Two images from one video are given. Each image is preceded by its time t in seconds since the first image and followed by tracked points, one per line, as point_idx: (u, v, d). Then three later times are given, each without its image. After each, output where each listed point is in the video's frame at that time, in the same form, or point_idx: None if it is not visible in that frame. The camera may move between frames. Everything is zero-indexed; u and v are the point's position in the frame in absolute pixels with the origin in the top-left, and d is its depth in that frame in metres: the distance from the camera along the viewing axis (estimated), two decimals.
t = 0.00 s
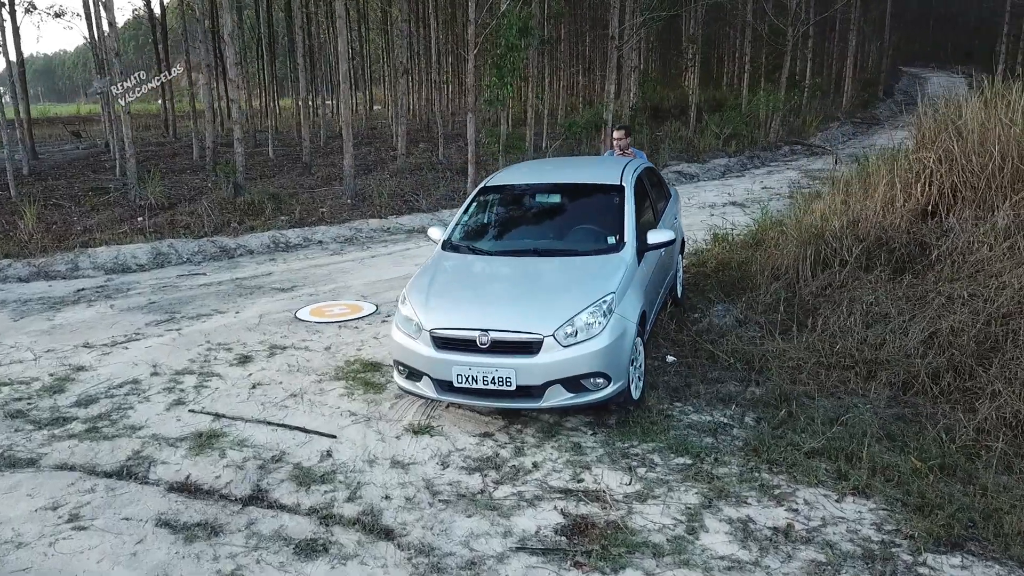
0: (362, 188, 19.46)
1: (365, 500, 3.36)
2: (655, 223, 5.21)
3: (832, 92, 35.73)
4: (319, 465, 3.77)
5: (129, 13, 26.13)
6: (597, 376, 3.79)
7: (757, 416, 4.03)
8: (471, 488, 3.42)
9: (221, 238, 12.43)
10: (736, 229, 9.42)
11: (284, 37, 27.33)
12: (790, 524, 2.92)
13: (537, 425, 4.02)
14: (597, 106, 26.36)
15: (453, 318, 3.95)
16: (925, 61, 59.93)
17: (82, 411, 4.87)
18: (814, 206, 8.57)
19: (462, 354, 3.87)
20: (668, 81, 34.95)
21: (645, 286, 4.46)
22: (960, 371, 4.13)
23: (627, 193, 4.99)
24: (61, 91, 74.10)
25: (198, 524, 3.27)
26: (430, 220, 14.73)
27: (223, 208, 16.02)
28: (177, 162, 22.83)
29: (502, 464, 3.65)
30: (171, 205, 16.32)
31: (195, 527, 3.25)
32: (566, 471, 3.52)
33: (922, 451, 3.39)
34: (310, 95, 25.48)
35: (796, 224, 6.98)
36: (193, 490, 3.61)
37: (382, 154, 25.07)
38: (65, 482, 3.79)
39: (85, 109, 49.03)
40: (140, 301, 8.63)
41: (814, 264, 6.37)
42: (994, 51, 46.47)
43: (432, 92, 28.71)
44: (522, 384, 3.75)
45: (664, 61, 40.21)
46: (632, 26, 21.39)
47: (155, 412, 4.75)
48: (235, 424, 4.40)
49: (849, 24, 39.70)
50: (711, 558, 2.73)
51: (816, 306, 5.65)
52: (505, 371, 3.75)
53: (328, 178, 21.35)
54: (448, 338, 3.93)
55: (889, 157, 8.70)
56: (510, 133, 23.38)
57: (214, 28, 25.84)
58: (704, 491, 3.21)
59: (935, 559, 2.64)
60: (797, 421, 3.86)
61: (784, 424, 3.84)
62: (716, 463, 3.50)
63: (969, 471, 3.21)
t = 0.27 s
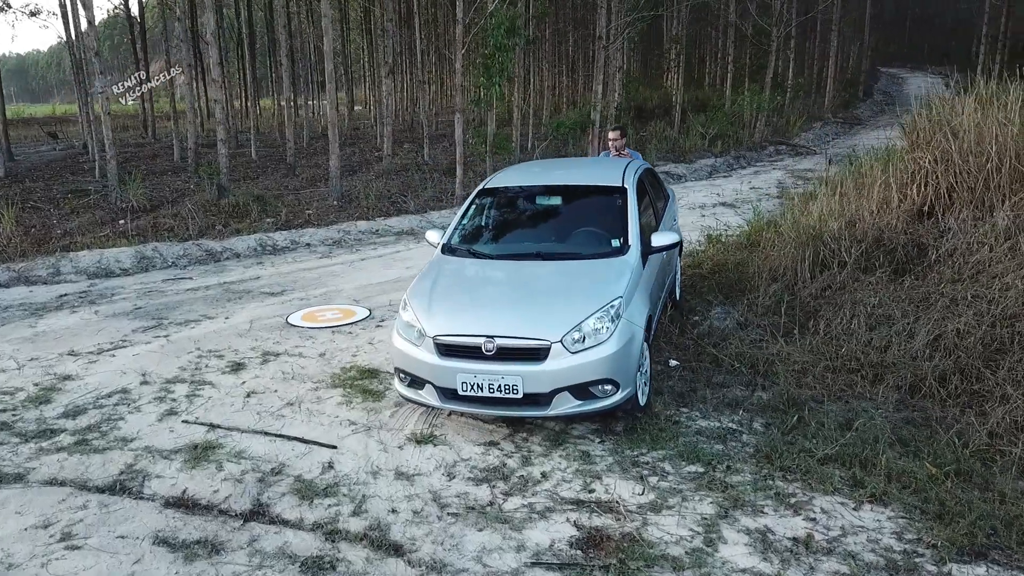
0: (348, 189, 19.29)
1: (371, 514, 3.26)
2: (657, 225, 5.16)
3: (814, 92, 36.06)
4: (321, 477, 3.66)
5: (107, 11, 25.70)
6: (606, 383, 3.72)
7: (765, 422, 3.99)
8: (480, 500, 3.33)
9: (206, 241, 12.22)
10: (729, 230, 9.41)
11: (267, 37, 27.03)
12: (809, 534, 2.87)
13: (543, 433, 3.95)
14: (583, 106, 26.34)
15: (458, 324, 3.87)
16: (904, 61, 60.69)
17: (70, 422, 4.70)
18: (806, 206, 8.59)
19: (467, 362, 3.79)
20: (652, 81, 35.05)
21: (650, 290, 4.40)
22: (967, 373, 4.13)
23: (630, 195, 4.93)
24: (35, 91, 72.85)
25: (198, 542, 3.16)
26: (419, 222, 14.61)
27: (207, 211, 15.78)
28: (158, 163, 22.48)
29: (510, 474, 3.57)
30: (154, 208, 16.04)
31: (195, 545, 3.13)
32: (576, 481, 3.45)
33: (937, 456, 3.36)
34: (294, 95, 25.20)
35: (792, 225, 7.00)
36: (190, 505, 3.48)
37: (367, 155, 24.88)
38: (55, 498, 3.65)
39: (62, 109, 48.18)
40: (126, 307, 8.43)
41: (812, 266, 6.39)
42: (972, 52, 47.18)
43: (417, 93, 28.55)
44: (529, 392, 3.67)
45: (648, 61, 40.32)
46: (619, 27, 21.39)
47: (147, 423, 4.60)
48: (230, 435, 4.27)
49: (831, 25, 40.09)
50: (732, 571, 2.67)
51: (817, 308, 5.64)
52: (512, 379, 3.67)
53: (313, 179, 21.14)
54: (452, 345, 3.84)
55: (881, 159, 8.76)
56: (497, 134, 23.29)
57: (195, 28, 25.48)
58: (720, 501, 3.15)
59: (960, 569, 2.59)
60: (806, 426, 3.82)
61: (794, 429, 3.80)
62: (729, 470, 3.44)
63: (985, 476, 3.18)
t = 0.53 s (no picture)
0: (334, 190, 19.09)
1: (379, 529, 3.16)
2: (660, 227, 5.11)
3: (797, 93, 36.38)
4: (325, 489, 3.55)
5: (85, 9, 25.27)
6: (616, 390, 3.65)
7: (776, 427, 3.94)
8: (491, 512, 3.25)
9: (192, 245, 12.01)
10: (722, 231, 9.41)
11: (250, 37, 26.70)
12: (832, 544, 2.81)
13: (550, 441, 3.88)
14: (569, 107, 26.31)
15: (464, 330, 3.78)
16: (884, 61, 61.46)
17: (58, 434, 4.55)
18: (800, 208, 8.61)
19: (473, 369, 3.70)
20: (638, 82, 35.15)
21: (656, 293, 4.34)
22: (975, 377, 4.12)
23: (634, 197, 4.87)
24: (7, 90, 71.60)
25: (199, 560, 3.04)
26: (408, 223, 14.49)
27: (191, 213, 15.53)
28: (139, 164, 22.11)
29: (519, 485, 3.48)
30: (136, 210, 15.75)
31: (196, 563, 3.02)
32: (587, 490, 3.38)
33: (952, 462, 3.33)
34: (278, 95, 24.90)
35: (789, 226, 7.00)
36: (189, 521, 3.37)
37: (352, 156, 24.68)
38: (47, 515, 3.50)
39: (38, 109, 47.42)
40: (111, 312, 8.24)
41: (811, 267, 6.38)
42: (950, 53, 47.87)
43: (402, 93, 28.37)
44: (538, 400, 3.59)
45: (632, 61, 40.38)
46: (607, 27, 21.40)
47: (140, 434, 4.46)
48: (228, 447, 4.14)
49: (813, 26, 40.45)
50: None
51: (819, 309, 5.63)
52: (520, 386, 3.59)
53: (299, 180, 20.90)
54: (458, 351, 3.75)
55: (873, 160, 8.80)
56: (484, 135, 23.20)
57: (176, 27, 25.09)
58: (738, 510, 3.09)
59: None
60: (818, 432, 3.79)
61: (806, 435, 3.76)
62: (742, 478, 3.39)
63: (1003, 482, 3.15)
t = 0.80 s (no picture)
0: (320, 192, 18.91)
1: (389, 543, 3.06)
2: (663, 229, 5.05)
3: (779, 93, 36.70)
4: (330, 502, 3.45)
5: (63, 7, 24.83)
6: (627, 397, 3.58)
7: (786, 431, 3.90)
8: (503, 524, 3.16)
9: (177, 248, 11.80)
10: (715, 231, 9.41)
11: (233, 36, 26.39)
12: (854, 553, 2.77)
13: (559, 448, 3.81)
14: (555, 107, 26.30)
15: (472, 335, 3.69)
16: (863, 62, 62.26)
17: (48, 447, 4.39)
18: (794, 209, 8.63)
19: (482, 376, 3.61)
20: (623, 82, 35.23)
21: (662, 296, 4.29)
22: (983, 379, 4.12)
23: (637, 198, 4.81)
24: None
25: None
26: (397, 225, 14.37)
27: (175, 215, 15.28)
28: (120, 166, 21.74)
29: (530, 495, 3.40)
30: (118, 213, 15.46)
31: None
32: (601, 500, 3.31)
33: (969, 467, 3.31)
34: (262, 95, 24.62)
35: (786, 227, 7.01)
36: (190, 538, 3.25)
37: (338, 156, 24.49)
38: (39, 533, 3.37)
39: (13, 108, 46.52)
40: (97, 318, 8.05)
41: (810, 268, 6.39)
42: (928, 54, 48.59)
43: (387, 93, 28.21)
44: (549, 407, 3.51)
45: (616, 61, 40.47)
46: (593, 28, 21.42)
47: (133, 445, 4.32)
48: (226, 458, 4.02)
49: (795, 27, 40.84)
50: None
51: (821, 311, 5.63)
52: (530, 393, 3.52)
53: (284, 181, 20.67)
54: (465, 357, 3.66)
55: (865, 161, 8.85)
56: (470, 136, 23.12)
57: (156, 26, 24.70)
58: (756, 519, 3.03)
59: None
60: (830, 436, 3.75)
61: (818, 439, 3.72)
62: (758, 485, 3.33)
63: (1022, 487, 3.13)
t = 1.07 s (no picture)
0: (306, 193, 18.70)
1: (401, 560, 2.97)
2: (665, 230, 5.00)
3: (761, 93, 37.00)
4: (336, 515, 3.34)
5: (39, 5, 24.33)
6: (639, 403, 3.52)
7: (798, 436, 3.87)
8: (517, 536, 3.09)
9: (161, 251, 11.57)
10: (707, 232, 9.41)
11: (214, 36, 26.04)
12: (878, 562, 2.73)
13: (568, 455, 3.74)
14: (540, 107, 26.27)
15: (479, 344, 3.61)
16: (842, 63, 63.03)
17: (37, 460, 4.24)
18: (786, 210, 8.65)
19: (490, 384, 3.53)
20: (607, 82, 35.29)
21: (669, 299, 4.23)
22: (990, 381, 4.13)
23: (642, 200, 4.75)
24: None
25: None
26: (385, 227, 14.25)
27: (158, 218, 15.01)
28: (99, 167, 21.32)
29: (542, 505, 3.33)
30: (98, 215, 15.15)
31: None
32: (615, 509, 3.24)
33: (986, 472, 3.29)
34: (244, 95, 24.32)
35: (781, 228, 7.02)
36: (193, 555, 3.14)
37: (322, 157, 24.27)
38: (32, 552, 3.23)
39: None
40: (81, 324, 7.84)
41: (809, 269, 6.39)
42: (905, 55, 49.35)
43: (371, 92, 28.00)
44: (560, 415, 3.44)
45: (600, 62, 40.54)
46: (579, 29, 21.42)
47: (126, 458, 4.18)
48: (225, 469, 3.90)
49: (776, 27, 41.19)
50: None
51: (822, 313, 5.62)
52: (541, 401, 3.43)
53: (268, 183, 20.43)
54: (473, 365, 3.58)
55: (857, 163, 8.91)
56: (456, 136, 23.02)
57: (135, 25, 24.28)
58: (775, 528, 2.98)
59: None
60: (842, 441, 3.72)
61: (830, 444, 3.69)
62: (773, 492, 3.29)
63: None
